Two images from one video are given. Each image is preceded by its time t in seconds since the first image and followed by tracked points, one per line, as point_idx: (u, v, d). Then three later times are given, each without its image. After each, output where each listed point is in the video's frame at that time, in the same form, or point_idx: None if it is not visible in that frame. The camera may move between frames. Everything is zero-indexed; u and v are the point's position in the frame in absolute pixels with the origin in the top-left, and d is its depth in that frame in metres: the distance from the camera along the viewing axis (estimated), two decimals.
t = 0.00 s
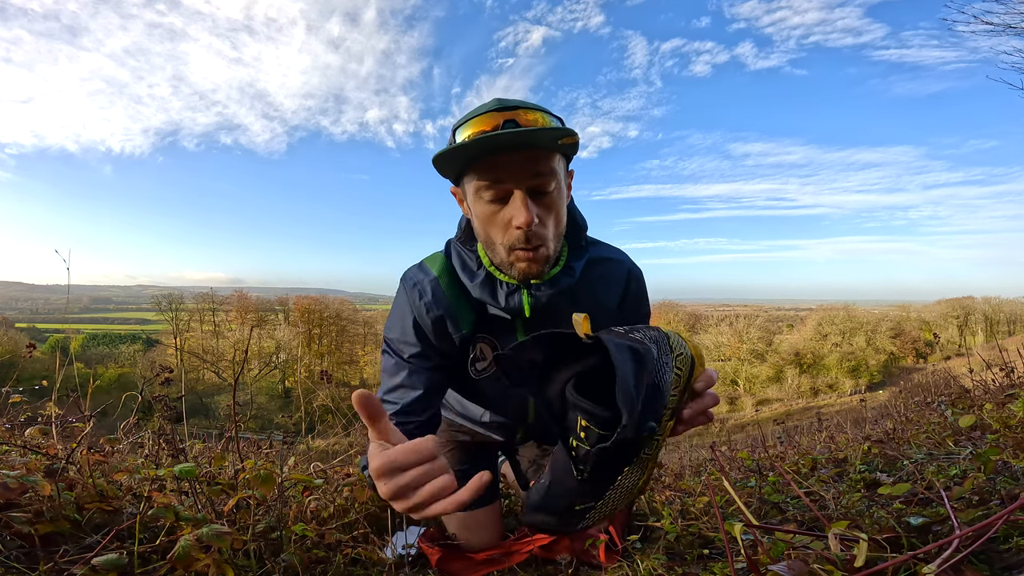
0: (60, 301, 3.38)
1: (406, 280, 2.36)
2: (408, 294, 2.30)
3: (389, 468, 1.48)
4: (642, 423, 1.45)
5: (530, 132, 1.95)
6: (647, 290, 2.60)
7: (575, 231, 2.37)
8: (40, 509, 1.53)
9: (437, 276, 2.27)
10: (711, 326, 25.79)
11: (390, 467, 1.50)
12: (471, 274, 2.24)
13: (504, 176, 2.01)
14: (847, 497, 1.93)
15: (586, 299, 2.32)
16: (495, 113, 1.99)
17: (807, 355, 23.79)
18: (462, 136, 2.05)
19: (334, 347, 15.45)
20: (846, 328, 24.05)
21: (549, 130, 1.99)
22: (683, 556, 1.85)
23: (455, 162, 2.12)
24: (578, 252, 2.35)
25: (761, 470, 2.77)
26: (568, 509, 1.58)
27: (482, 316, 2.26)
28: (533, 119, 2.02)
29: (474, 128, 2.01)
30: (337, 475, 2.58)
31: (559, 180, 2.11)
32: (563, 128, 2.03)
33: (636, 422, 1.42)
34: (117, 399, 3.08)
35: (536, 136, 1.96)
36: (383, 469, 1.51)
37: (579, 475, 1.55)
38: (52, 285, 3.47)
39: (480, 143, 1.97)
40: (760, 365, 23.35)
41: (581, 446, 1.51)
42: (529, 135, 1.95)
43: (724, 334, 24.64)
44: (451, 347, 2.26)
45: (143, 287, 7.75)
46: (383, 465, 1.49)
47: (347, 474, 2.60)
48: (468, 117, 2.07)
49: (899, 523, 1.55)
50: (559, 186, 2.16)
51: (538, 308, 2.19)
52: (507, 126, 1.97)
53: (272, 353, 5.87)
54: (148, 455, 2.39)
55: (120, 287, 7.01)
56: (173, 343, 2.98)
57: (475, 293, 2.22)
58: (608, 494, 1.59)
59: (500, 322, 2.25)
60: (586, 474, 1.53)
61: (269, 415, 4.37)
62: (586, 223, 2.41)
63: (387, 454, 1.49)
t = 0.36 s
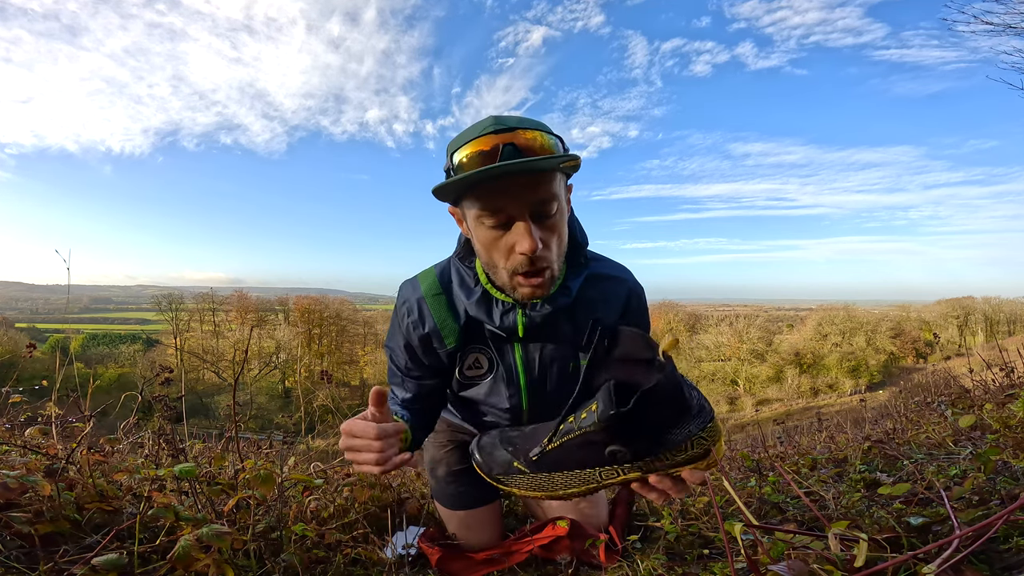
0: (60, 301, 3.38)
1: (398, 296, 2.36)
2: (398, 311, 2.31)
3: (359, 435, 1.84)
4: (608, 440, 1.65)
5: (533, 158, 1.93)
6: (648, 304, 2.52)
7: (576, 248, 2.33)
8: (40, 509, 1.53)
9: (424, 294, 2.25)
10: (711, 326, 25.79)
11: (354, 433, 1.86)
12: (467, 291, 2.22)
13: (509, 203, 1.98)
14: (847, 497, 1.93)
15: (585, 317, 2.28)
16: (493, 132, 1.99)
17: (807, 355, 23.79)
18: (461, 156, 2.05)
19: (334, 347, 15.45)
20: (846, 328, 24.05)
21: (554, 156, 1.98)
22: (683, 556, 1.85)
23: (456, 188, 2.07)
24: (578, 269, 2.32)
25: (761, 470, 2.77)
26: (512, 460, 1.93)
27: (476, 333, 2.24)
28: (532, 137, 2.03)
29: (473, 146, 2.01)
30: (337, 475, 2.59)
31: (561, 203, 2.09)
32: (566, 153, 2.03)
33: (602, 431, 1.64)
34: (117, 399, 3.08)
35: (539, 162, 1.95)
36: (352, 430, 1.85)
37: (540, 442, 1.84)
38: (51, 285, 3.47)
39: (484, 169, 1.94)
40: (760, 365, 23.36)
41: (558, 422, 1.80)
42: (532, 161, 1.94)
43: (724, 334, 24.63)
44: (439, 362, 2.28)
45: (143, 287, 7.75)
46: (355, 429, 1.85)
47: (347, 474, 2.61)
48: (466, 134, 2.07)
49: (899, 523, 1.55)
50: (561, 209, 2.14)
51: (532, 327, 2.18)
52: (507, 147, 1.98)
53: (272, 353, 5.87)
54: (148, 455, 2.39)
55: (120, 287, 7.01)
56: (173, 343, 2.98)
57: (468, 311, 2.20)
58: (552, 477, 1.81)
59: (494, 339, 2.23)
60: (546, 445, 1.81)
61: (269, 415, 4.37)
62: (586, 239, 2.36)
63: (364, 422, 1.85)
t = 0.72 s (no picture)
0: (60, 301, 3.38)
1: (404, 292, 2.36)
2: (404, 308, 2.31)
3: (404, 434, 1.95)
4: (620, 437, 1.63)
5: (539, 155, 1.94)
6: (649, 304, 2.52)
7: (579, 248, 2.35)
8: (40, 509, 1.53)
9: (431, 290, 2.25)
10: (711, 326, 25.79)
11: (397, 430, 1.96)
12: (472, 288, 2.22)
13: (515, 198, 1.99)
14: (847, 497, 1.93)
15: (586, 317, 2.29)
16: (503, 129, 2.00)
17: (807, 355, 23.78)
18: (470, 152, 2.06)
19: (334, 347, 15.45)
20: (846, 328, 24.05)
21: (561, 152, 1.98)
22: (683, 556, 1.85)
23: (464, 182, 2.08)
24: (580, 268, 2.32)
25: (761, 470, 2.77)
26: (517, 435, 1.89)
27: (480, 330, 2.24)
28: (540, 137, 2.03)
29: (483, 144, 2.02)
30: (337, 475, 2.59)
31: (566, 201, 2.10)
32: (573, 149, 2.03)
33: (618, 426, 1.62)
34: (117, 399, 3.08)
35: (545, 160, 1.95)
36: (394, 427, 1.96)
37: (551, 423, 1.81)
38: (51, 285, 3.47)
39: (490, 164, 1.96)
40: (760, 365, 23.36)
41: (572, 407, 1.78)
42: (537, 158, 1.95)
43: (724, 334, 24.61)
44: (445, 359, 2.28)
45: (143, 287, 7.76)
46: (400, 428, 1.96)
47: (347, 474, 2.61)
48: (476, 131, 2.08)
49: (899, 522, 1.55)
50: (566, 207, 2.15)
51: (536, 324, 2.19)
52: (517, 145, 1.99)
53: (272, 353, 5.87)
54: (148, 455, 2.39)
55: (120, 287, 7.02)
56: (173, 343, 2.98)
57: (473, 308, 2.20)
58: (556, 459, 1.78)
59: (498, 336, 2.24)
60: (558, 427, 1.78)
61: (269, 415, 4.37)
62: (590, 239, 2.38)
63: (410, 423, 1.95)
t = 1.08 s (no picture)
0: (60, 301, 3.38)
1: (410, 291, 2.35)
2: (410, 307, 2.30)
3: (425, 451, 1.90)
4: (640, 446, 1.63)
5: (557, 143, 1.97)
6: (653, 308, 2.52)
7: (587, 250, 2.34)
8: (40, 509, 1.53)
9: (439, 288, 2.25)
10: (711, 326, 25.80)
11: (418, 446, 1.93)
12: (482, 285, 2.21)
13: (529, 185, 2.02)
14: (847, 497, 1.93)
15: (590, 318, 2.31)
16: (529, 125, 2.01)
17: (807, 355, 23.78)
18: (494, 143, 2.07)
19: (334, 347, 15.45)
20: (846, 328, 24.05)
21: (580, 142, 2.00)
22: (683, 556, 1.85)
23: (483, 165, 2.13)
24: (587, 270, 2.32)
25: (761, 470, 2.77)
26: (532, 450, 1.90)
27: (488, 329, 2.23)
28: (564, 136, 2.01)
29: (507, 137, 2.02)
30: (337, 475, 2.59)
31: (580, 203, 2.13)
32: (593, 148, 2.06)
33: (637, 436, 1.63)
34: (118, 399, 3.08)
35: (562, 147, 1.98)
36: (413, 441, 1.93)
37: (566, 436, 1.82)
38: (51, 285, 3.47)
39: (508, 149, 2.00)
40: (760, 365, 23.35)
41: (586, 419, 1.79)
42: (554, 146, 1.97)
43: (724, 334, 24.61)
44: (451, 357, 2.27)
45: (143, 287, 7.76)
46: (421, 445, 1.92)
47: (348, 474, 2.61)
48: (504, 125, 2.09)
49: (900, 523, 1.55)
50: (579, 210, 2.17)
51: (545, 322, 2.19)
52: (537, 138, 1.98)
53: (272, 353, 5.87)
54: (148, 455, 2.39)
55: (121, 288, 7.02)
56: (173, 342, 2.98)
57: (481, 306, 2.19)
58: (572, 471, 1.79)
59: (506, 334, 2.23)
60: (573, 440, 1.79)
61: (269, 415, 4.37)
62: (598, 243, 2.37)
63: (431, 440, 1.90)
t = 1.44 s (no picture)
0: (60, 301, 3.38)
1: (413, 290, 2.36)
2: (413, 307, 2.31)
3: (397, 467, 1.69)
4: (637, 455, 1.65)
5: (567, 159, 1.98)
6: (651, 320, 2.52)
7: (588, 260, 2.33)
8: (40, 509, 1.53)
9: (441, 288, 2.25)
10: (711, 326, 25.80)
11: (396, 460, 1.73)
12: (482, 288, 2.20)
13: (536, 196, 2.02)
14: (847, 497, 1.93)
15: (588, 326, 2.31)
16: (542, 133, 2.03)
17: (807, 355, 23.78)
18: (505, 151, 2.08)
19: (333, 347, 15.45)
20: (846, 328, 24.05)
21: (590, 160, 2.01)
22: (682, 556, 1.85)
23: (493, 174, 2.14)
24: (587, 278, 2.31)
25: (761, 470, 2.77)
26: (529, 460, 1.91)
27: (487, 331, 2.23)
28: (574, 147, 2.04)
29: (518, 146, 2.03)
30: (337, 475, 2.59)
31: (585, 215, 2.12)
32: (602, 164, 2.06)
33: (635, 446, 1.65)
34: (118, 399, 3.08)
35: (573, 164, 1.98)
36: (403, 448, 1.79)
37: (563, 446, 1.85)
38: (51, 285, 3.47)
39: (518, 160, 2.01)
40: (760, 365, 23.35)
41: (584, 429, 1.82)
42: (565, 161, 1.97)
43: (724, 334, 24.59)
44: (452, 358, 2.26)
45: (143, 287, 7.76)
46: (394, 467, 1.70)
47: (348, 474, 2.61)
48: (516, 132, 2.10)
49: (900, 523, 1.55)
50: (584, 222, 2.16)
51: (542, 328, 2.19)
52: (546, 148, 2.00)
53: (272, 352, 5.87)
54: (148, 455, 2.39)
55: (121, 288, 7.03)
56: (173, 343, 2.98)
57: (482, 308, 2.19)
58: (569, 480, 1.81)
59: (505, 338, 2.23)
60: (570, 449, 1.82)
61: (269, 415, 4.37)
62: (599, 253, 2.36)
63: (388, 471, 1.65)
